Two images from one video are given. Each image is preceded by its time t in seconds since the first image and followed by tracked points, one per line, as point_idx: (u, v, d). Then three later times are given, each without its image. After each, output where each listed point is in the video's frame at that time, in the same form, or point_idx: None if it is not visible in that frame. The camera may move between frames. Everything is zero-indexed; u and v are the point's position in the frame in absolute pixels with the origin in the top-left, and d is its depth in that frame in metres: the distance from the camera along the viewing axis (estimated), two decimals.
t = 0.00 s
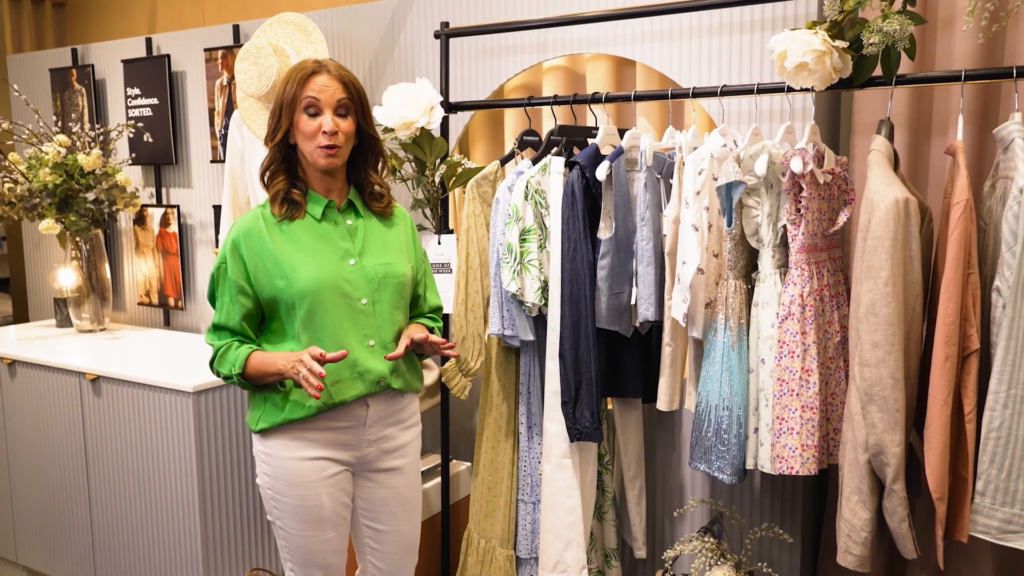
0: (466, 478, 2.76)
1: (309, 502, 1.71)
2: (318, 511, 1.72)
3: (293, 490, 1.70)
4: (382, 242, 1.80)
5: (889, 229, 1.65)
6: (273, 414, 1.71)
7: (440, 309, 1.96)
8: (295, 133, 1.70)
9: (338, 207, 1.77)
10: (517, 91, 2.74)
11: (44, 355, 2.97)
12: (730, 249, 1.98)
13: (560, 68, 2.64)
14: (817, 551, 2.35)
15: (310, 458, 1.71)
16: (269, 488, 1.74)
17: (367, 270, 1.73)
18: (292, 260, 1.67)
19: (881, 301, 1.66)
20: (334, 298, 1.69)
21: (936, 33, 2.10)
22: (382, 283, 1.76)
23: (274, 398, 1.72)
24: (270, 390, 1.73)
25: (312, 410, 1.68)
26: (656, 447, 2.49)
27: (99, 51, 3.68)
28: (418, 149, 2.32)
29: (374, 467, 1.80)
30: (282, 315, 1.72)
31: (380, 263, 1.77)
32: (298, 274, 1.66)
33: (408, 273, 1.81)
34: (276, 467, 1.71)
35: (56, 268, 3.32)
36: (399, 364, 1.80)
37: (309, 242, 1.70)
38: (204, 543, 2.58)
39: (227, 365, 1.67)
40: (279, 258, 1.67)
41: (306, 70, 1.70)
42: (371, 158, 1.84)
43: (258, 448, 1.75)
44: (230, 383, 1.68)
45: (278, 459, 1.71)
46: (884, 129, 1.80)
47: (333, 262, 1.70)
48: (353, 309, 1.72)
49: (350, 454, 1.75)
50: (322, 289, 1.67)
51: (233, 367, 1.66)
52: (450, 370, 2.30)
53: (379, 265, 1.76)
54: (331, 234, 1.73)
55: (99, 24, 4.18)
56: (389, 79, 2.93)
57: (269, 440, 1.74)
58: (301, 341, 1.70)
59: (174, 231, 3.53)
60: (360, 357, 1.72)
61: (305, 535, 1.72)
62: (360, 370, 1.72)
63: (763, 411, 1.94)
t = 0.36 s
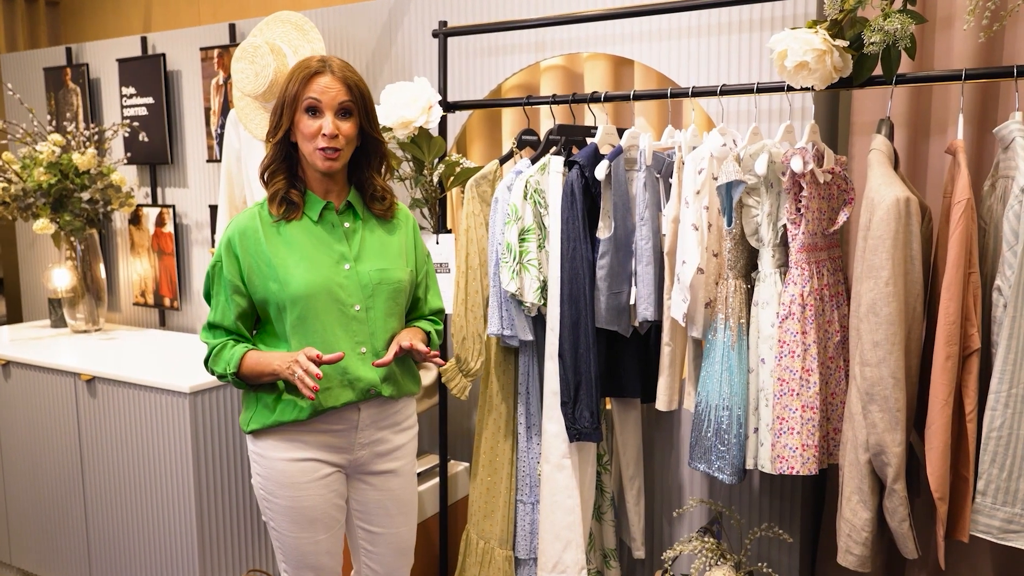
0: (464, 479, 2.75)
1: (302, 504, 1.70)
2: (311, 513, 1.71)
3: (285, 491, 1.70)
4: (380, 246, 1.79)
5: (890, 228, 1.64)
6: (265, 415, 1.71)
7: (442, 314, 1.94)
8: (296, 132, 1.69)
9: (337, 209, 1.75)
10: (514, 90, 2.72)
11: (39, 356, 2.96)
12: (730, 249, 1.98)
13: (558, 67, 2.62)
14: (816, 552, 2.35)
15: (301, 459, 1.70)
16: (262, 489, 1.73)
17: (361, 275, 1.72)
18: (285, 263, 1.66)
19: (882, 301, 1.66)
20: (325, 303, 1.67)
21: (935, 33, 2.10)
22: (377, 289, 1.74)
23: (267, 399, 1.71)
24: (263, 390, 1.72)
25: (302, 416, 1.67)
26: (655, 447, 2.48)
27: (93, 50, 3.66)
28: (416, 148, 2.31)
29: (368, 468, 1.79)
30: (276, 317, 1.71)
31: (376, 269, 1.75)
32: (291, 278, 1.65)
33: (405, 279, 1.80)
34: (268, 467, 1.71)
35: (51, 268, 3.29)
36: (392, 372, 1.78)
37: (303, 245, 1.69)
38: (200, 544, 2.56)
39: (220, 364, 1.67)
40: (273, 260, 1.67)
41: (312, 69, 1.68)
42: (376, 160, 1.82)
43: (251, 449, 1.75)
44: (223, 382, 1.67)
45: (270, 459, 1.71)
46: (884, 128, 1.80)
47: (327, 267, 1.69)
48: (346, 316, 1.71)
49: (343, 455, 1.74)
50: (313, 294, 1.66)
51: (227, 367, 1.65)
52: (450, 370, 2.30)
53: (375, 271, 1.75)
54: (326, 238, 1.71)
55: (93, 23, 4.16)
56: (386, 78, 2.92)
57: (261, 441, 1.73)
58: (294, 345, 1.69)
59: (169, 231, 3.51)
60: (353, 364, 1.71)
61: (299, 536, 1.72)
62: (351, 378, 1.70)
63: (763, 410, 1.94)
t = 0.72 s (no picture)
0: (461, 479, 2.74)
1: (296, 505, 1.69)
2: (306, 513, 1.70)
3: (279, 492, 1.69)
4: (371, 248, 1.78)
5: (889, 228, 1.64)
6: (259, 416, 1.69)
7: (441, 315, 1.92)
8: (291, 132, 1.67)
9: (328, 210, 1.74)
10: (511, 90, 2.71)
11: (32, 356, 2.94)
12: (728, 249, 1.98)
13: (555, 67, 2.62)
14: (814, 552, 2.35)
15: (294, 459, 1.69)
16: (256, 491, 1.72)
17: (350, 278, 1.72)
18: (277, 265, 1.66)
19: (881, 300, 1.65)
20: (314, 304, 1.68)
21: (932, 33, 2.10)
22: (368, 291, 1.74)
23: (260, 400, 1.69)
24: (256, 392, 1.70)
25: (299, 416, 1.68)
26: (652, 448, 2.48)
27: (87, 49, 3.64)
28: (412, 147, 2.30)
29: (361, 468, 1.78)
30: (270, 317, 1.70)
31: (366, 271, 1.75)
32: (284, 280, 1.65)
33: (396, 281, 1.79)
34: (262, 468, 1.70)
35: (44, 269, 3.28)
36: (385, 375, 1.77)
37: (295, 246, 1.68)
38: (196, 546, 2.55)
39: (238, 361, 1.58)
40: (266, 259, 1.66)
41: (309, 68, 1.67)
42: (368, 161, 1.81)
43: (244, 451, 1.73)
44: (234, 381, 1.59)
45: (263, 460, 1.69)
46: (883, 127, 1.79)
47: (318, 269, 1.69)
48: (337, 318, 1.71)
49: (336, 455, 1.73)
50: (304, 296, 1.66)
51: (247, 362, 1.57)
52: (446, 371, 2.30)
53: (366, 273, 1.74)
54: (318, 239, 1.71)
55: (87, 22, 4.14)
56: (382, 77, 2.91)
57: (254, 442, 1.71)
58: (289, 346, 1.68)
59: (164, 231, 3.49)
60: (345, 367, 1.69)
61: (294, 538, 1.70)
62: (343, 380, 1.70)
63: (761, 411, 1.94)
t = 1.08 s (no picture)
0: (458, 480, 2.74)
1: (305, 508, 1.68)
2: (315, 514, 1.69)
3: (289, 495, 1.68)
4: (361, 246, 1.86)
5: (889, 227, 1.64)
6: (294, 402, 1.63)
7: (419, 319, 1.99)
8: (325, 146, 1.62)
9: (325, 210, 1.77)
10: (508, 89, 2.70)
11: (25, 358, 2.92)
12: (727, 249, 1.97)
13: (551, 66, 2.61)
14: (812, 552, 2.35)
15: (295, 459, 1.68)
16: (263, 496, 1.71)
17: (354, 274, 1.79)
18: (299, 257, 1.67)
19: (880, 300, 1.65)
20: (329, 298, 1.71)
21: (930, 32, 2.09)
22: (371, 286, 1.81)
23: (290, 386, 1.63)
24: (287, 379, 1.63)
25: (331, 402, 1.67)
26: (649, 449, 2.47)
27: (81, 48, 3.62)
28: (409, 147, 2.29)
29: (365, 464, 1.79)
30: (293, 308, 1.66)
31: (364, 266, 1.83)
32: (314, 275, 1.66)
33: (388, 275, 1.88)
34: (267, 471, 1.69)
35: (38, 270, 3.26)
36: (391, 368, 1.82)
37: (309, 247, 1.70)
38: (191, 547, 2.53)
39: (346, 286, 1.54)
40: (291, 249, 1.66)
41: (346, 83, 1.62)
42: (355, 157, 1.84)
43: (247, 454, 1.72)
44: (347, 309, 1.51)
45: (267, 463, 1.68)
46: (881, 126, 1.79)
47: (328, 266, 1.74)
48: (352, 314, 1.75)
49: (343, 454, 1.73)
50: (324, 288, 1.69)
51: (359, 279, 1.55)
52: (443, 371, 2.28)
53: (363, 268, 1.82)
54: (323, 239, 1.75)
55: (80, 21, 4.12)
56: (378, 77, 2.90)
57: (254, 443, 1.71)
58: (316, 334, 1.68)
59: (159, 231, 3.47)
60: (361, 361, 1.73)
61: (303, 542, 1.69)
62: (359, 374, 1.73)
63: (760, 410, 1.94)
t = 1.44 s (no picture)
0: (455, 481, 2.72)
1: (338, 504, 1.70)
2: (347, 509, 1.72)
3: (331, 489, 1.69)
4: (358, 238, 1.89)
5: (889, 226, 1.63)
6: (339, 400, 1.67)
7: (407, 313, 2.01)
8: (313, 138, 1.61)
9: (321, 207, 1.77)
10: (505, 88, 2.69)
11: (19, 358, 2.90)
12: (726, 247, 1.96)
13: (548, 65, 2.60)
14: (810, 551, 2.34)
15: (295, 458, 1.67)
16: (295, 498, 1.68)
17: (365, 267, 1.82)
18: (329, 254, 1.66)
19: (881, 299, 1.64)
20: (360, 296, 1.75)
21: (928, 30, 2.09)
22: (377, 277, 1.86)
23: (336, 386, 1.67)
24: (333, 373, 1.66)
25: (372, 393, 1.74)
26: (647, 450, 2.46)
27: (75, 46, 3.59)
28: (406, 146, 2.26)
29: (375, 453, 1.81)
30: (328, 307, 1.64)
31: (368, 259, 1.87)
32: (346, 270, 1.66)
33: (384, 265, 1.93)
34: (291, 471, 1.68)
35: (32, 269, 3.24)
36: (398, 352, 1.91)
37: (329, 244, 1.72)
38: (186, 548, 2.51)
39: (407, 285, 1.51)
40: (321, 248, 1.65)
41: (326, 71, 1.60)
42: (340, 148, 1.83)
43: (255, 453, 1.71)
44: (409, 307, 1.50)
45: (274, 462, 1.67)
46: (881, 124, 1.78)
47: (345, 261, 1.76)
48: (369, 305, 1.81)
49: (363, 443, 1.76)
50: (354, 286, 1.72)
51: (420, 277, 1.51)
52: (439, 372, 2.28)
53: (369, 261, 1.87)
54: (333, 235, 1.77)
55: (74, 20, 4.10)
56: (374, 76, 2.89)
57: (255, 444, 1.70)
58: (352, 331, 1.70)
59: (153, 230, 3.45)
60: (382, 351, 1.81)
61: (336, 538, 1.71)
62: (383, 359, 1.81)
63: (759, 410, 1.93)
